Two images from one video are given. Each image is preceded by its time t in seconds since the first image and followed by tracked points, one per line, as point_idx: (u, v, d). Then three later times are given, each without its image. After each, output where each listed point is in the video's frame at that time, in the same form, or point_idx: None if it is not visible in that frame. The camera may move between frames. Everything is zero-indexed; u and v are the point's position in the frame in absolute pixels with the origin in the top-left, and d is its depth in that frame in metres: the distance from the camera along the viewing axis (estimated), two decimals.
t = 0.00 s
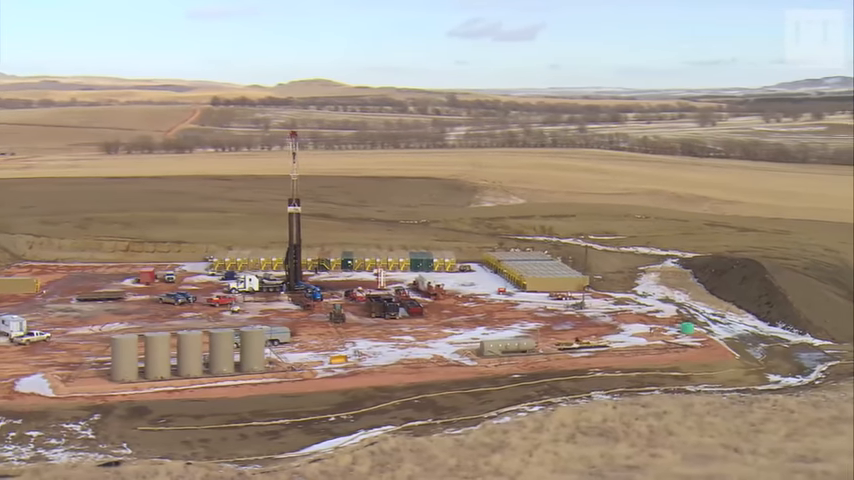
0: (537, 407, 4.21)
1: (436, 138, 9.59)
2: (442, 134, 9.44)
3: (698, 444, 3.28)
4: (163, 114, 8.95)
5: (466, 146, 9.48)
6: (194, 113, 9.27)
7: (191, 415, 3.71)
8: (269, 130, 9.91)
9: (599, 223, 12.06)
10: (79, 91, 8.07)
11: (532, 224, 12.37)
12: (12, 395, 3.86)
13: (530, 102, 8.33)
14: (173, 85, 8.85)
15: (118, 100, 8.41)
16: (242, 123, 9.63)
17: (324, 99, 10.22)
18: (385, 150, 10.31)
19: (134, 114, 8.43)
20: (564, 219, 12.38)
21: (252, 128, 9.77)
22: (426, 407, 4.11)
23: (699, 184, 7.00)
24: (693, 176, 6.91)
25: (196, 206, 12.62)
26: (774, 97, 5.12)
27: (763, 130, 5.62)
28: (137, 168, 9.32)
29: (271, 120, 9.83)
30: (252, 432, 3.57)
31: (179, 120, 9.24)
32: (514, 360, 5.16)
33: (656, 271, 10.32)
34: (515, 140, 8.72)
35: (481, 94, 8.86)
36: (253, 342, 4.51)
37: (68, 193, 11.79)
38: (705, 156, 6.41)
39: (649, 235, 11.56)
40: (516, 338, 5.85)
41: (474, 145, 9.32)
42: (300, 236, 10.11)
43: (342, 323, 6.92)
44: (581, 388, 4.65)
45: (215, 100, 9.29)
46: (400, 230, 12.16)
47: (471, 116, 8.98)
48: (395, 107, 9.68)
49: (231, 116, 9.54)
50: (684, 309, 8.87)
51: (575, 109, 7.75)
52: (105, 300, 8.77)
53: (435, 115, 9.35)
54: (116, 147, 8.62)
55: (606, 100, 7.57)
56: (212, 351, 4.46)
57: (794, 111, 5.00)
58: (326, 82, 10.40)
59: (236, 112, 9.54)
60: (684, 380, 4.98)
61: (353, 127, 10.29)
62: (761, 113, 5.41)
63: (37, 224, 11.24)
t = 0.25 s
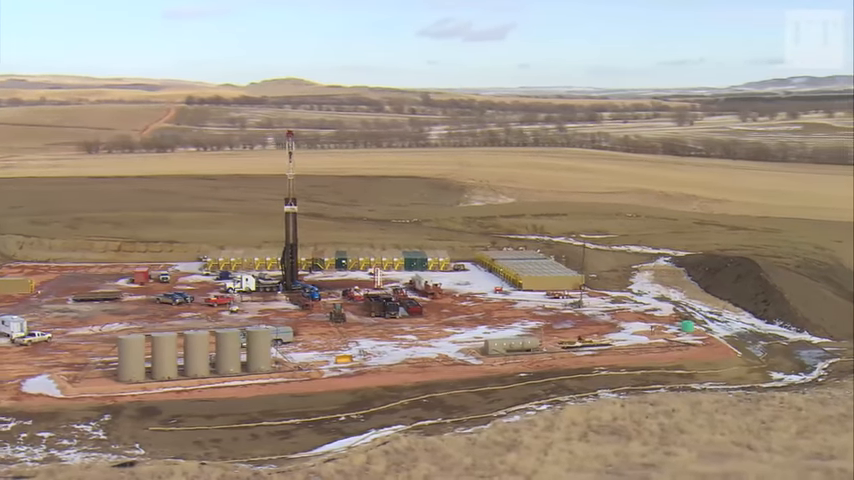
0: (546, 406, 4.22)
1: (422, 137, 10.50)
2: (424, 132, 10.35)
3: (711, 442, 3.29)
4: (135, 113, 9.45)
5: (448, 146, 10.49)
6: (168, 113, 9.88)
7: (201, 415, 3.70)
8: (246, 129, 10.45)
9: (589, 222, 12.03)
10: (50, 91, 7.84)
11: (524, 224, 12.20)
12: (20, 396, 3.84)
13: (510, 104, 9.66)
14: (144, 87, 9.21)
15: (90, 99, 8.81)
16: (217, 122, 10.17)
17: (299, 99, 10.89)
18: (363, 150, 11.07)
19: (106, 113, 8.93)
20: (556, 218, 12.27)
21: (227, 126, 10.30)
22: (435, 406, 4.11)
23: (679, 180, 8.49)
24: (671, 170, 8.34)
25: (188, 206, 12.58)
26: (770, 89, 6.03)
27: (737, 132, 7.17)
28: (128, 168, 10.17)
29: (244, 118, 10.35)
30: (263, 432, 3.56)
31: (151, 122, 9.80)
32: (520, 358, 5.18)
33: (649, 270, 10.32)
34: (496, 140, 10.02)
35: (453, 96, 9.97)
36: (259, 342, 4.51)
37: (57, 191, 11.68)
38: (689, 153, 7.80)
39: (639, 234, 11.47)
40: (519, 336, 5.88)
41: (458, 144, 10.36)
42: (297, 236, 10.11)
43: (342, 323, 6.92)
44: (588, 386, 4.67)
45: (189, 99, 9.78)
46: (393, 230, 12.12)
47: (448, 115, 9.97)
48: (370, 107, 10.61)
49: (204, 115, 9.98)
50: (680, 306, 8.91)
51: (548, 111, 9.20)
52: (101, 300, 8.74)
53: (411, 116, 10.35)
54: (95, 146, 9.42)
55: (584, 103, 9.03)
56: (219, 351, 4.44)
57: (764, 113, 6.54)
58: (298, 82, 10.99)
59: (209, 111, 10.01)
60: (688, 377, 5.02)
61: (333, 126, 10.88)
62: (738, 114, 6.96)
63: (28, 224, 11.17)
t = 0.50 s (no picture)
0: (556, 404, 4.23)
1: (402, 135, 9.66)
2: (404, 129, 9.56)
3: (726, 439, 3.31)
4: (110, 111, 8.42)
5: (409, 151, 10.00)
6: (144, 111, 8.87)
7: (214, 415, 3.70)
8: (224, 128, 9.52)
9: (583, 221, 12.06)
10: (20, 87, 6.62)
11: (517, 223, 12.26)
12: (30, 397, 3.82)
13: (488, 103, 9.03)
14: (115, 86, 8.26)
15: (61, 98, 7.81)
16: (195, 120, 9.10)
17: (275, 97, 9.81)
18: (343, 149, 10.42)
19: (82, 114, 8.04)
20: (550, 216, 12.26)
21: (205, 125, 9.30)
22: (445, 405, 4.11)
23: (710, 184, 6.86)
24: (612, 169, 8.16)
25: (180, 206, 12.56)
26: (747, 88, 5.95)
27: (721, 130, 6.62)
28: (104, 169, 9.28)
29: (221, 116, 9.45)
30: (278, 432, 3.56)
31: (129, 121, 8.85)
32: (526, 357, 5.18)
33: (646, 268, 10.39)
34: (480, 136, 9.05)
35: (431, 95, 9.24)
36: (268, 341, 4.49)
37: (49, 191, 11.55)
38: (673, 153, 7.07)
39: (632, 232, 11.54)
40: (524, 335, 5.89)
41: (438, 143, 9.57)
42: (295, 235, 10.08)
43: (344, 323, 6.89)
44: (596, 385, 4.68)
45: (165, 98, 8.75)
46: (387, 230, 12.13)
47: (426, 113, 9.32)
48: (348, 105, 9.95)
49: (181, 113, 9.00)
50: (678, 305, 8.92)
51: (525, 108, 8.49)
52: (99, 300, 8.70)
53: (390, 114, 9.67)
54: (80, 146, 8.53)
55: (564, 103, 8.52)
56: (228, 351, 4.43)
57: (744, 110, 6.27)
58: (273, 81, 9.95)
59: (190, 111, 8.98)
60: (695, 375, 5.04)
61: (311, 126, 10.02)
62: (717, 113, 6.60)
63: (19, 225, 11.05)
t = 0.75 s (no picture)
0: (565, 403, 4.24)
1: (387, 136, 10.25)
2: (384, 129, 10.13)
3: (742, 436, 3.32)
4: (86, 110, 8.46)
5: (398, 149, 10.47)
6: (120, 109, 9.03)
7: (226, 414, 3.69)
8: (203, 125, 9.88)
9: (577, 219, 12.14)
10: None
11: (511, 220, 12.34)
12: (41, 397, 3.80)
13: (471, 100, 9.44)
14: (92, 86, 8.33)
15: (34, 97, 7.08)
16: (174, 118, 9.51)
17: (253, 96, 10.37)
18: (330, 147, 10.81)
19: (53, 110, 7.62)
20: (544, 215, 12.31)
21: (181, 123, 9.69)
22: (456, 404, 4.11)
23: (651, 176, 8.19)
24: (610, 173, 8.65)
25: (173, 205, 12.54)
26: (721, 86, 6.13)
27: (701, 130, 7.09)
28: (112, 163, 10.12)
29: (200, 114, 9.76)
30: (291, 431, 3.55)
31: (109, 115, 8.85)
32: (533, 355, 5.19)
33: (642, 267, 10.43)
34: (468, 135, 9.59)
35: (410, 93, 9.90)
36: (277, 340, 4.48)
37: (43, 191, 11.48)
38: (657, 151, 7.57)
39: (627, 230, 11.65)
40: (528, 333, 5.91)
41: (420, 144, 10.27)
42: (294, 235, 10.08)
43: (346, 322, 6.88)
44: (604, 383, 4.70)
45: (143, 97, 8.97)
46: (383, 229, 12.03)
47: (405, 112, 9.84)
48: (325, 104, 10.35)
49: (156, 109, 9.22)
50: (676, 302, 8.93)
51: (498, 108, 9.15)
52: (99, 300, 8.67)
53: (368, 113, 10.22)
54: (63, 144, 8.72)
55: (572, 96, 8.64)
56: (237, 350, 4.42)
57: (725, 110, 6.57)
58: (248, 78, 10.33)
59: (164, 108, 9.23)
60: (701, 373, 5.07)
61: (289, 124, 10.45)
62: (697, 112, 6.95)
63: (13, 224, 10.98)
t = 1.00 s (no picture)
0: (576, 401, 4.25)
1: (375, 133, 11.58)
2: (367, 127, 11.33)
3: (757, 433, 3.34)
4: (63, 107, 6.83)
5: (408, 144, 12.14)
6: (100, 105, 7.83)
7: (241, 413, 3.69)
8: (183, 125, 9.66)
9: (570, 217, 12.03)
10: None
11: (506, 218, 12.17)
12: (54, 396, 3.79)
13: (447, 101, 11.10)
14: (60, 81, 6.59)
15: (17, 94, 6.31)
16: (152, 116, 9.10)
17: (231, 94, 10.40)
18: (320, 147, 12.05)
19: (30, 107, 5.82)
20: (538, 213, 12.23)
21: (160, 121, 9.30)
22: (468, 403, 4.12)
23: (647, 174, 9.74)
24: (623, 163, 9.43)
25: (166, 203, 12.46)
26: (693, 86, 7.59)
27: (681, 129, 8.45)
28: (79, 164, 8.96)
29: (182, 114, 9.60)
30: (306, 431, 3.55)
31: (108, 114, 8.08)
32: (541, 353, 5.21)
33: (638, 264, 10.37)
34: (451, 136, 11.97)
35: (388, 93, 11.20)
36: (286, 340, 4.48)
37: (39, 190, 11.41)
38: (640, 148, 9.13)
39: (620, 228, 11.53)
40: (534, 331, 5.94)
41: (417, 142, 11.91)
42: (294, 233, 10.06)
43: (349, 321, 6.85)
44: (613, 381, 4.72)
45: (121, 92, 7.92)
46: (379, 227, 11.84)
47: (386, 110, 11.13)
48: (305, 103, 11.07)
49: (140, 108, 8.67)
50: (676, 299, 8.94)
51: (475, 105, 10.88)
52: (100, 300, 8.63)
53: (348, 112, 11.26)
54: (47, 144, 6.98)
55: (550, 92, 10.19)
56: (246, 351, 4.41)
57: (699, 109, 8.08)
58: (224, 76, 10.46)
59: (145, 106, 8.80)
60: (708, 371, 5.11)
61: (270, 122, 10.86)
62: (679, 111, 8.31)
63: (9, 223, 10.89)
